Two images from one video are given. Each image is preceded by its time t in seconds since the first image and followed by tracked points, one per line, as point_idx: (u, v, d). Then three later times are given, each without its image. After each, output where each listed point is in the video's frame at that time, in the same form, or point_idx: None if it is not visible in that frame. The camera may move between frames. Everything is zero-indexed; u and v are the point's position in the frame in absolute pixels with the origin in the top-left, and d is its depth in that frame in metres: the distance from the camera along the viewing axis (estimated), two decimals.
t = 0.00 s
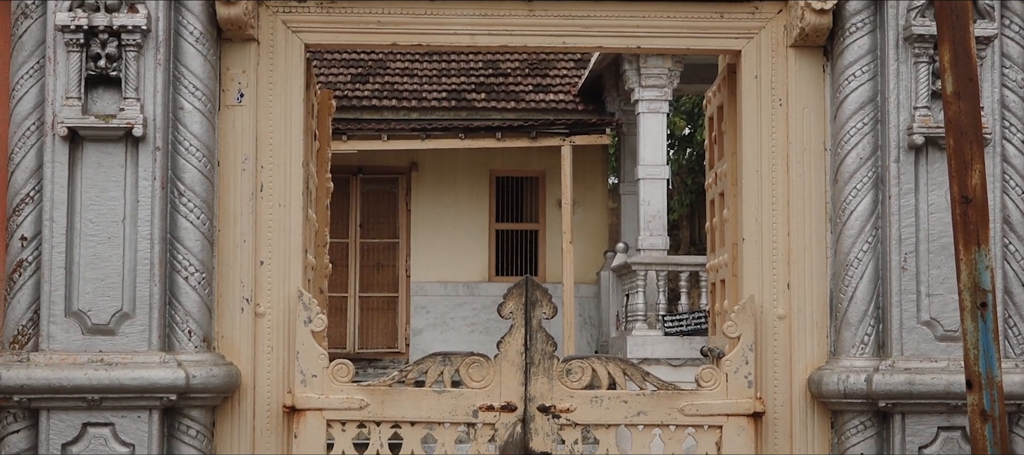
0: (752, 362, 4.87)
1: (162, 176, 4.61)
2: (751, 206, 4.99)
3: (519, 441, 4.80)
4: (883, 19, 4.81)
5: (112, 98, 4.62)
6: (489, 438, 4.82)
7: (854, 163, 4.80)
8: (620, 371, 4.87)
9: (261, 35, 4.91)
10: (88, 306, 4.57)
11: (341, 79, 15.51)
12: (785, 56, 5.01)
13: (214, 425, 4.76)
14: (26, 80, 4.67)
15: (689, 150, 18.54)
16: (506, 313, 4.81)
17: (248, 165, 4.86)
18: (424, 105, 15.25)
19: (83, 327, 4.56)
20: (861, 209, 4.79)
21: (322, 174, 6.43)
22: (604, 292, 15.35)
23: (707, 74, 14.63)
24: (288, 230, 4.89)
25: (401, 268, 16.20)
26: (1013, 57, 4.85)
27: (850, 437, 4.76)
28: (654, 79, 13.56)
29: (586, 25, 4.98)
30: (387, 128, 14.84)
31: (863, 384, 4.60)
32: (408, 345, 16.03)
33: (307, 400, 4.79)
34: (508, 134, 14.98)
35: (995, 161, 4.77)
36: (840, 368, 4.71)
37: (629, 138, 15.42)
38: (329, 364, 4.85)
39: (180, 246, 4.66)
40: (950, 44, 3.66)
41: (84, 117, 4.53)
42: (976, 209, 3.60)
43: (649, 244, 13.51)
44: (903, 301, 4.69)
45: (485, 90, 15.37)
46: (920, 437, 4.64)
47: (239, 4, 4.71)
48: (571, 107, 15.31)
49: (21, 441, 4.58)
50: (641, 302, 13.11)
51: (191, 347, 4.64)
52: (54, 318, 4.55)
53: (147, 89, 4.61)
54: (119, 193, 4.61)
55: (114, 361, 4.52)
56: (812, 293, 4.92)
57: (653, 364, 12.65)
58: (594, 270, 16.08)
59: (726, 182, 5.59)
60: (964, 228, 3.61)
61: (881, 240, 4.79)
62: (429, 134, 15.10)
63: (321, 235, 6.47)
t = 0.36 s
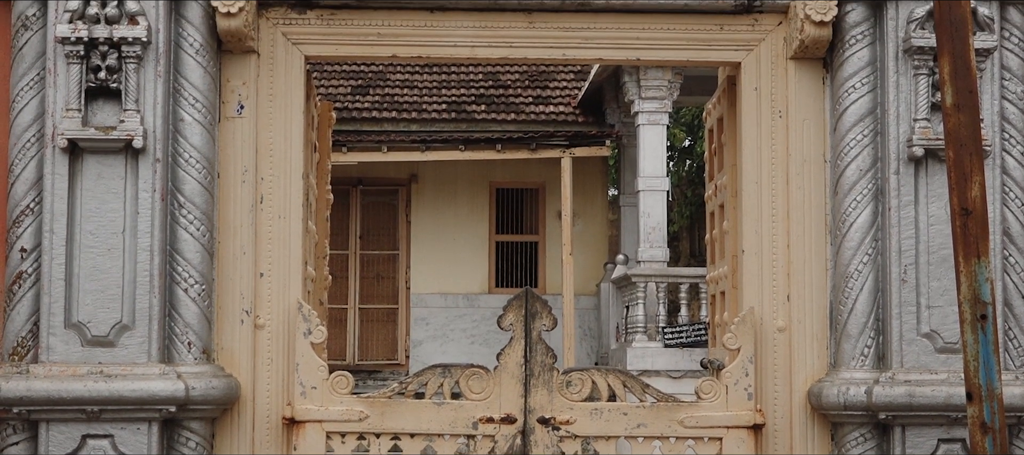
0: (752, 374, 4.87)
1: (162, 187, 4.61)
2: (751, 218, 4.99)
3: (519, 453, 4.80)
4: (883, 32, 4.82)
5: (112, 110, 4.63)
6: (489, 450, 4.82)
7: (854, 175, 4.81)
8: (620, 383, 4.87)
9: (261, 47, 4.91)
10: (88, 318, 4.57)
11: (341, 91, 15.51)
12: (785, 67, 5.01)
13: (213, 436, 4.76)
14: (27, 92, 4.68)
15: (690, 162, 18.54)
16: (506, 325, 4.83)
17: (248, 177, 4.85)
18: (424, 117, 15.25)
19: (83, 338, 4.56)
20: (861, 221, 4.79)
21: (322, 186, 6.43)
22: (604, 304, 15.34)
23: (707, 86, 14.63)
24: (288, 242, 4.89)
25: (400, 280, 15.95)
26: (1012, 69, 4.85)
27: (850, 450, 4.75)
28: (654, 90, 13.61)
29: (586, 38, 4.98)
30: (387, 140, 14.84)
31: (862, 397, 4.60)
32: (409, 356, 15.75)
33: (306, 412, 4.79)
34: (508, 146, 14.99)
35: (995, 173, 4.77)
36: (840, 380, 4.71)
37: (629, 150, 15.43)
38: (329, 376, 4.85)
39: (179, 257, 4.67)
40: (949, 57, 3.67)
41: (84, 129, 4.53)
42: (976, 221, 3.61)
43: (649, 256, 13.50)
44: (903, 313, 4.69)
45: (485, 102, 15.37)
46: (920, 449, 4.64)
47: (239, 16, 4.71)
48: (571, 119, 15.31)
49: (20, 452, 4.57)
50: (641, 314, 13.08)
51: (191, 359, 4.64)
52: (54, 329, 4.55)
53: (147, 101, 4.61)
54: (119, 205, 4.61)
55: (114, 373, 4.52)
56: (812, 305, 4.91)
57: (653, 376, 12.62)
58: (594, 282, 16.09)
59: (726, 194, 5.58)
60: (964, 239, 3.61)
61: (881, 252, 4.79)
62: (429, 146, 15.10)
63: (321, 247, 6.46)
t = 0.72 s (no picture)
0: (753, 388, 4.85)
1: (163, 201, 4.61)
2: (752, 232, 4.99)
3: None
4: (884, 46, 4.83)
5: (114, 123, 4.63)
6: None
7: (856, 189, 4.81)
8: (621, 397, 4.86)
9: (263, 61, 4.91)
10: (89, 331, 4.57)
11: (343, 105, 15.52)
12: (786, 81, 5.01)
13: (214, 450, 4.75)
14: (29, 105, 4.68)
15: (691, 176, 18.54)
16: (507, 339, 4.84)
17: (249, 191, 4.85)
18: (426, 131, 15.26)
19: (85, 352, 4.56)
20: (863, 235, 4.79)
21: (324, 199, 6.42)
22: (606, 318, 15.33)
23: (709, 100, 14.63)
24: (290, 256, 4.89)
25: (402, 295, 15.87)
26: (1013, 83, 4.86)
27: None
28: (654, 104, 13.58)
29: (587, 52, 4.99)
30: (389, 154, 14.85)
31: (864, 411, 4.61)
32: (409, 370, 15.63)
33: (308, 426, 4.79)
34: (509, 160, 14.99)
35: (997, 187, 4.77)
36: (842, 394, 4.72)
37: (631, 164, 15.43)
38: (330, 390, 4.84)
39: (181, 271, 4.67)
40: (951, 71, 3.67)
41: (86, 143, 4.54)
42: (978, 235, 3.62)
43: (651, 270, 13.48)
44: (904, 327, 4.70)
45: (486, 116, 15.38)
46: None
47: (241, 30, 4.71)
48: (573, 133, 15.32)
49: None
50: (642, 328, 13.05)
51: (192, 372, 4.64)
52: (55, 343, 4.55)
53: (149, 114, 4.61)
54: (121, 218, 4.61)
55: (114, 387, 4.52)
56: (814, 319, 4.91)
57: (654, 390, 12.59)
58: (595, 295, 16.10)
59: (727, 207, 5.57)
60: (966, 254, 3.62)
61: (882, 266, 4.80)
62: (431, 160, 15.11)
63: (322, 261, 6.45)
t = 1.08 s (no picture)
0: (755, 401, 4.87)
1: (164, 213, 4.61)
2: (753, 245, 4.98)
3: None
4: (885, 59, 4.83)
5: (115, 136, 4.63)
6: None
7: (857, 202, 4.81)
8: (622, 410, 4.86)
9: (263, 74, 4.91)
10: (89, 344, 4.56)
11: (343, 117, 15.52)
12: (787, 94, 5.01)
13: None
14: (30, 118, 4.68)
15: (692, 188, 18.55)
16: (508, 351, 4.84)
17: (250, 203, 4.85)
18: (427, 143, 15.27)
19: (85, 365, 4.56)
20: (864, 248, 4.79)
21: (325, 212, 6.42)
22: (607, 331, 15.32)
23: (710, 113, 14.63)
24: (291, 268, 4.88)
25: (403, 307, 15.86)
26: (1014, 96, 4.86)
27: None
28: (654, 117, 13.56)
29: (587, 64, 4.99)
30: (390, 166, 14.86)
31: (865, 424, 4.62)
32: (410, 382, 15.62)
33: (308, 439, 4.79)
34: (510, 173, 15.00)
35: (997, 200, 4.77)
36: (843, 407, 4.72)
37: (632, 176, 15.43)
38: (331, 402, 4.84)
39: (181, 283, 4.67)
40: (952, 83, 3.66)
41: (87, 156, 4.55)
42: (979, 248, 3.61)
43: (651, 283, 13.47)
44: (906, 340, 4.70)
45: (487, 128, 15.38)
46: None
47: (242, 42, 4.72)
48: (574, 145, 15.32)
49: None
50: (643, 341, 13.03)
51: (193, 385, 4.64)
52: (56, 356, 4.55)
53: (150, 127, 4.62)
54: (121, 231, 4.61)
55: (115, 400, 4.52)
56: (815, 333, 4.90)
57: (655, 402, 12.57)
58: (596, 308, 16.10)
59: (728, 220, 5.56)
60: (967, 268, 3.62)
61: (883, 278, 4.79)
62: (431, 172, 15.12)
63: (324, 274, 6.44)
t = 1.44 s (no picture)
0: (756, 413, 4.87)
1: (165, 225, 4.61)
2: (754, 257, 4.98)
3: None
4: (886, 71, 4.83)
5: (116, 148, 4.63)
6: None
7: (858, 214, 4.81)
8: (623, 422, 4.85)
9: (265, 86, 4.92)
10: (90, 356, 4.56)
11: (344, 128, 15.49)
12: (788, 106, 5.01)
13: None
14: (31, 129, 4.68)
15: (693, 200, 18.57)
16: (509, 363, 4.85)
17: (251, 215, 4.85)
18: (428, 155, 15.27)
19: (86, 376, 4.56)
20: (865, 260, 4.79)
21: (326, 222, 6.42)
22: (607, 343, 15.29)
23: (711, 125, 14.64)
24: (292, 280, 4.88)
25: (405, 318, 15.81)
26: (1015, 108, 4.86)
27: None
28: (655, 129, 13.60)
29: (588, 76, 4.99)
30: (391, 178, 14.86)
31: (867, 436, 4.62)
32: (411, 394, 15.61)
33: (309, 451, 4.80)
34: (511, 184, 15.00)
35: (998, 212, 4.77)
36: (844, 419, 4.72)
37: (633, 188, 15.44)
38: (332, 414, 4.84)
39: (182, 295, 4.67)
40: (953, 95, 3.66)
41: (88, 167, 4.55)
42: (979, 260, 3.62)
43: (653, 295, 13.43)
44: (906, 352, 4.70)
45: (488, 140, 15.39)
46: None
47: (244, 54, 4.73)
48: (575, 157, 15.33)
49: None
50: (644, 352, 13.00)
51: (193, 397, 4.64)
52: (56, 367, 4.55)
53: (151, 139, 4.62)
54: (122, 242, 4.61)
55: (115, 411, 4.52)
56: (816, 345, 4.89)
57: (656, 414, 12.55)
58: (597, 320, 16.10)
59: (730, 231, 5.55)
60: (968, 279, 3.63)
61: (884, 290, 4.79)
62: (433, 184, 15.13)
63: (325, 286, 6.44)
